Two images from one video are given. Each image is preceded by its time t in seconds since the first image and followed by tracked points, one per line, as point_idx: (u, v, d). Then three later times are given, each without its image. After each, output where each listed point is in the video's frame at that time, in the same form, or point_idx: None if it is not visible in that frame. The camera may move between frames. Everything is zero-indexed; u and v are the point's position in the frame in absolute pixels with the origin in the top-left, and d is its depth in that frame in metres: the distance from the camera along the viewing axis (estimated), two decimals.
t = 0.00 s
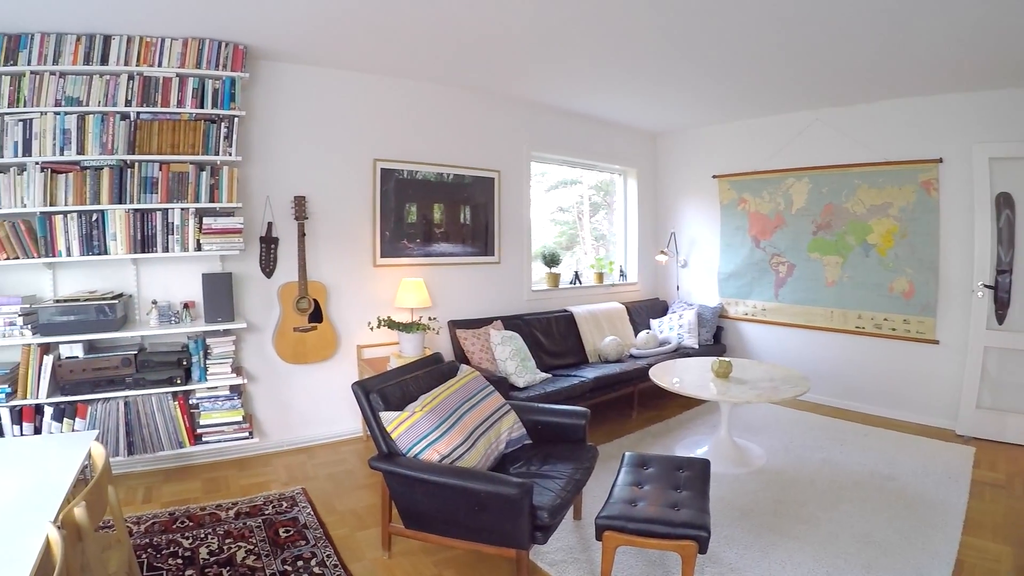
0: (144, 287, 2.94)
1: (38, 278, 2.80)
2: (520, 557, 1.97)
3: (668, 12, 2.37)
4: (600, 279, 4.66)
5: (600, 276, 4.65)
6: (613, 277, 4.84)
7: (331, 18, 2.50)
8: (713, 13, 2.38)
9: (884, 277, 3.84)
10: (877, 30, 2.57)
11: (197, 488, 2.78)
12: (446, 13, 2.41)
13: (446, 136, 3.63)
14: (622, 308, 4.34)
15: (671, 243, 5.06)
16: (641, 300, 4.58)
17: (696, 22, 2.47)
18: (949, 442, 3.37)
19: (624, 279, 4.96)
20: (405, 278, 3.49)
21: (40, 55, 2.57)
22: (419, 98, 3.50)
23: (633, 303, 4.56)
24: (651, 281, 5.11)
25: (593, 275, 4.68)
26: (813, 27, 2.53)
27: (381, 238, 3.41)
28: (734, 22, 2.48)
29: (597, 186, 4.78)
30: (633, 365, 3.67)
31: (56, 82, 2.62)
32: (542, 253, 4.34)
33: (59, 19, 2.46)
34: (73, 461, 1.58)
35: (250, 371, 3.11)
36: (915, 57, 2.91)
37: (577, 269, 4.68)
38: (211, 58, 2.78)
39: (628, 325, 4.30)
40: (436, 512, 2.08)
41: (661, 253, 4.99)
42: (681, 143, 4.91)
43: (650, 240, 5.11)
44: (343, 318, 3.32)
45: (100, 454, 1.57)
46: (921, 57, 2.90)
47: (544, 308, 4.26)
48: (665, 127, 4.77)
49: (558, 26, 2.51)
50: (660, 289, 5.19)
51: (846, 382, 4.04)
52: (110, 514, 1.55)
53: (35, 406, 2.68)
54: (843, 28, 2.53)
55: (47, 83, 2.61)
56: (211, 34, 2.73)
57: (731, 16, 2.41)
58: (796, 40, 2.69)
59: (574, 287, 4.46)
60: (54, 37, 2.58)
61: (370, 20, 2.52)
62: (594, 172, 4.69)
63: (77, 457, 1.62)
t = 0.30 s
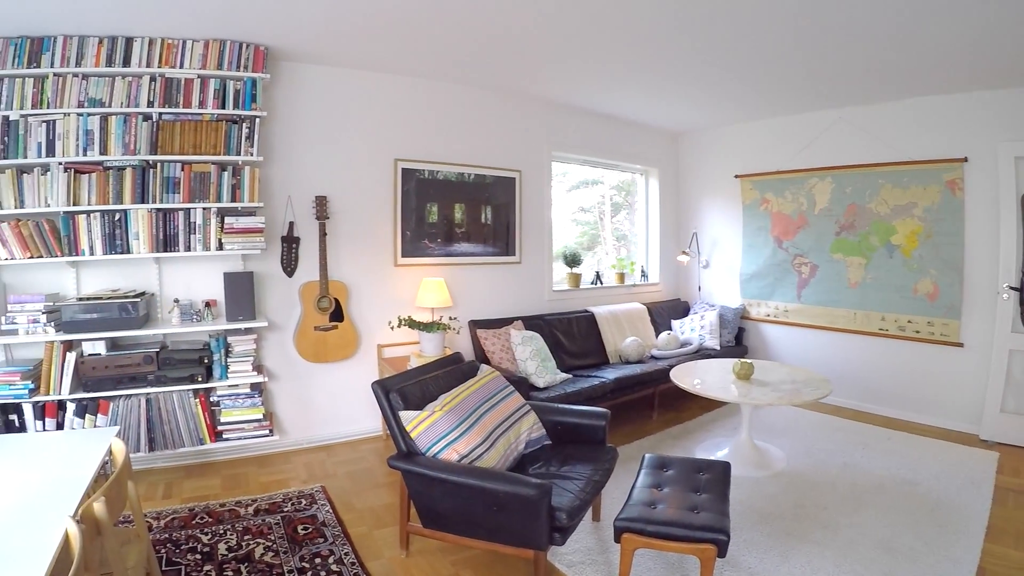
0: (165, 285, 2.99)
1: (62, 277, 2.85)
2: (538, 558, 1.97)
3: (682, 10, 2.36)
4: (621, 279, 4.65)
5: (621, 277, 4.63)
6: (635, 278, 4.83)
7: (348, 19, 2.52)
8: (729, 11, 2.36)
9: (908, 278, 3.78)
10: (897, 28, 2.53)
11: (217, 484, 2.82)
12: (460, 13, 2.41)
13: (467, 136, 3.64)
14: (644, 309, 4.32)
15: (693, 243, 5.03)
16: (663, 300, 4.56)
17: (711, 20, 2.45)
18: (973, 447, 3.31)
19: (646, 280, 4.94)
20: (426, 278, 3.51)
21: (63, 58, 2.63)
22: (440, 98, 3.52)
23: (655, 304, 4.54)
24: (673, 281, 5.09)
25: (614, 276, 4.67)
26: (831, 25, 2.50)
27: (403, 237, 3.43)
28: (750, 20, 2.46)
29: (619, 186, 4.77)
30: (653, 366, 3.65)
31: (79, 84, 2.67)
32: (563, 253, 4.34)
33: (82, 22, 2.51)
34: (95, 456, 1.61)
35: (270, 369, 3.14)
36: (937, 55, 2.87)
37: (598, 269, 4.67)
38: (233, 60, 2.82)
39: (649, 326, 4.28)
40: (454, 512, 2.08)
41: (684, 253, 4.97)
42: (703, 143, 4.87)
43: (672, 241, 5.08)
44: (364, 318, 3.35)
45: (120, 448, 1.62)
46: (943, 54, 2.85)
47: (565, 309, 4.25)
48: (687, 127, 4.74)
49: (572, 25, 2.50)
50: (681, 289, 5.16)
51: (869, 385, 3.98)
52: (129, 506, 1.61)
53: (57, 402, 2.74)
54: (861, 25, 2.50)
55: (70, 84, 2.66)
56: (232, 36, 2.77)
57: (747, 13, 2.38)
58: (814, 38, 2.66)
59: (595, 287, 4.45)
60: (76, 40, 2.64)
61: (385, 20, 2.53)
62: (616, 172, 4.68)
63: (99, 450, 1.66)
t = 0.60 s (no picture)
0: (188, 284, 3.03)
1: (86, 277, 2.91)
2: (556, 560, 1.96)
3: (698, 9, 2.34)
4: (643, 280, 4.63)
5: (643, 278, 4.61)
6: (657, 279, 4.80)
7: (365, 19, 2.54)
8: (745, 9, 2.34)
9: (932, 280, 3.71)
10: (918, 26, 2.49)
11: (237, 481, 2.85)
12: (475, 13, 2.42)
13: (487, 136, 3.64)
14: (666, 310, 4.31)
15: (715, 244, 4.98)
16: (685, 302, 4.53)
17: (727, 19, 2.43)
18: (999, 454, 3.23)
19: (667, 281, 4.91)
20: (447, 278, 3.52)
21: (85, 60, 2.68)
22: (461, 98, 3.52)
23: (676, 305, 4.51)
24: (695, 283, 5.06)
25: (636, 276, 4.65)
26: (851, 23, 2.47)
27: (425, 238, 3.45)
28: (767, 19, 2.43)
29: (640, 186, 4.75)
30: (674, 367, 3.62)
31: (102, 86, 2.72)
32: (585, 253, 4.33)
33: (106, 25, 2.57)
34: (117, 452, 1.63)
35: (292, 368, 3.17)
36: (960, 53, 2.81)
37: (620, 270, 4.66)
38: (254, 61, 2.85)
39: (671, 327, 4.26)
40: (473, 512, 2.08)
41: (706, 254, 4.93)
42: (726, 142, 4.83)
43: (694, 241, 5.05)
44: (385, 317, 3.37)
45: (141, 445, 1.62)
46: (966, 52, 2.79)
47: (587, 309, 4.24)
48: (709, 126, 4.71)
49: (587, 24, 2.50)
50: (703, 291, 5.12)
51: (892, 389, 3.91)
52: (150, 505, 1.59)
53: (80, 398, 2.79)
54: (881, 23, 2.46)
55: (93, 86, 2.71)
56: (254, 38, 2.81)
57: (764, 11, 2.36)
58: (833, 37, 2.63)
59: (617, 288, 4.44)
60: (99, 43, 2.69)
61: (401, 21, 2.55)
62: (638, 172, 4.66)
63: (121, 447, 1.68)
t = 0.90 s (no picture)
0: (212, 284, 3.08)
1: (111, 276, 2.97)
2: (575, 563, 1.95)
3: (714, 9, 2.32)
4: (665, 282, 4.60)
5: (666, 280, 4.58)
6: (680, 281, 4.77)
7: (382, 22, 2.56)
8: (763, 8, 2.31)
9: (958, 283, 3.63)
10: (942, 25, 2.45)
11: (259, 479, 2.89)
12: (490, 13, 2.42)
13: (508, 137, 3.65)
14: (688, 312, 4.28)
15: (738, 246, 4.93)
16: (707, 304, 4.49)
17: (745, 18, 2.40)
18: None
19: (690, 282, 4.88)
20: (470, 279, 3.53)
21: (110, 63, 2.75)
22: (482, 99, 3.53)
23: (699, 307, 4.47)
24: (718, 285, 5.01)
25: (658, 278, 4.62)
26: (872, 22, 2.43)
27: (447, 239, 3.47)
28: (785, 19, 2.41)
29: (663, 187, 4.73)
30: (696, 370, 3.59)
31: (126, 88, 2.77)
32: (607, 254, 4.32)
33: (131, 29, 2.63)
34: (138, 449, 1.66)
35: (314, 367, 3.21)
36: (986, 51, 2.75)
37: (642, 271, 4.64)
38: (277, 63, 2.89)
39: (693, 329, 4.23)
40: (492, 514, 2.08)
41: (729, 256, 4.89)
42: (749, 143, 4.77)
43: (716, 243, 5.00)
44: (407, 318, 3.39)
45: (163, 443, 1.65)
46: (993, 50, 2.72)
47: (608, 311, 4.23)
48: (732, 127, 4.66)
49: (603, 25, 2.49)
50: (726, 293, 5.07)
51: (918, 394, 3.83)
52: (170, 501, 1.62)
53: (103, 395, 2.84)
54: (904, 21, 2.42)
55: (117, 88, 2.76)
56: (276, 40, 2.85)
57: (782, 10, 2.32)
58: (853, 37, 2.59)
59: (639, 290, 4.42)
60: (123, 46, 2.76)
61: (418, 23, 2.56)
62: (660, 173, 4.64)
63: (143, 445, 1.71)
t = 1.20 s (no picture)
0: (236, 285, 3.13)
1: (136, 276, 3.04)
2: (595, 567, 1.93)
3: (732, 10, 2.30)
4: (689, 285, 4.57)
5: (689, 283, 4.54)
6: (704, 284, 4.74)
7: (400, 25, 2.59)
8: (781, 8, 2.29)
9: (985, 286, 3.55)
10: (967, 23, 2.40)
11: (280, 478, 2.93)
12: (506, 15, 2.43)
13: (529, 139, 3.65)
14: (712, 315, 4.24)
15: (762, 249, 4.88)
16: (731, 307, 4.44)
17: (763, 18, 2.38)
18: None
19: (713, 285, 4.83)
20: (493, 281, 3.54)
21: (134, 67, 2.81)
22: (503, 101, 3.54)
23: (722, 310, 4.43)
24: (741, 288, 4.96)
25: (682, 281, 4.59)
26: (893, 21, 2.39)
27: (470, 241, 3.48)
28: (804, 20, 2.38)
29: (686, 190, 4.70)
30: (718, 374, 3.55)
31: (151, 91, 2.83)
32: (630, 257, 4.30)
33: (156, 33, 2.69)
34: (161, 447, 1.69)
35: (336, 367, 3.25)
36: (1015, 48, 2.68)
37: (665, 274, 4.61)
38: (300, 67, 2.93)
39: (716, 333, 4.19)
40: (512, 516, 2.08)
41: (752, 259, 4.84)
42: (773, 144, 4.72)
43: (740, 246, 4.95)
44: (429, 319, 3.41)
45: (186, 441, 1.68)
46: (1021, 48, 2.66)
47: (630, 313, 4.21)
48: (756, 128, 4.61)
49: (620, 26, 2.48)
50: (750, 296, 5.01)
51: (945, 400, 3.73)
52: (192, 498, 1.64)
53: (127, 394, 2.90)
54: (928, 20, 2.38)
55: (142, 92, 2.82)
56: (299, 44, 2.89)
57: (800, 10, 2.29)
58: (874, 37, 2.55)
59: (663, 293, 4.39)
60: (148, 51, 2.82)
61: (436, 25, 2.58)
62: (684, 175, 4.61)
63: (166, 442, 1.74)
